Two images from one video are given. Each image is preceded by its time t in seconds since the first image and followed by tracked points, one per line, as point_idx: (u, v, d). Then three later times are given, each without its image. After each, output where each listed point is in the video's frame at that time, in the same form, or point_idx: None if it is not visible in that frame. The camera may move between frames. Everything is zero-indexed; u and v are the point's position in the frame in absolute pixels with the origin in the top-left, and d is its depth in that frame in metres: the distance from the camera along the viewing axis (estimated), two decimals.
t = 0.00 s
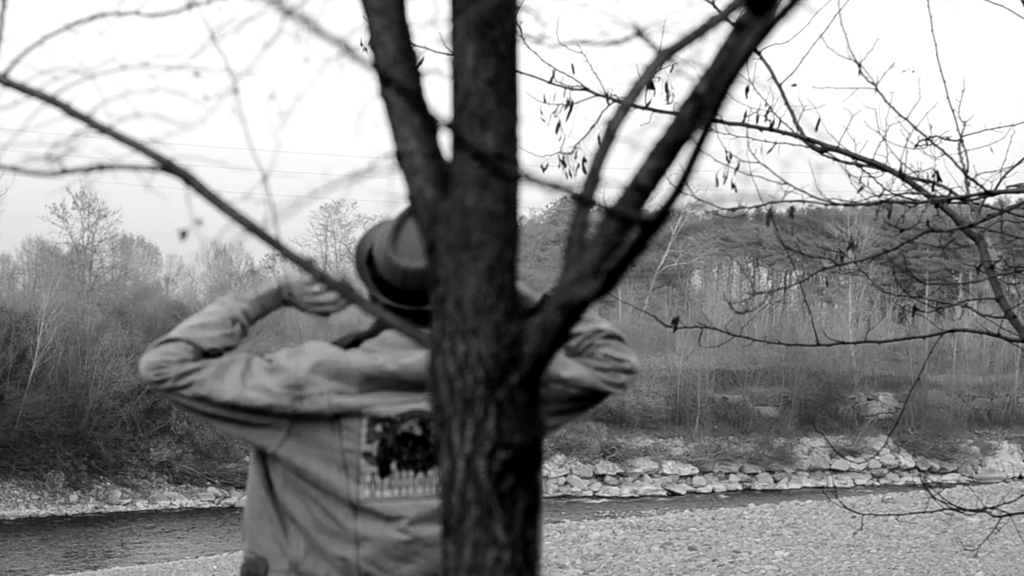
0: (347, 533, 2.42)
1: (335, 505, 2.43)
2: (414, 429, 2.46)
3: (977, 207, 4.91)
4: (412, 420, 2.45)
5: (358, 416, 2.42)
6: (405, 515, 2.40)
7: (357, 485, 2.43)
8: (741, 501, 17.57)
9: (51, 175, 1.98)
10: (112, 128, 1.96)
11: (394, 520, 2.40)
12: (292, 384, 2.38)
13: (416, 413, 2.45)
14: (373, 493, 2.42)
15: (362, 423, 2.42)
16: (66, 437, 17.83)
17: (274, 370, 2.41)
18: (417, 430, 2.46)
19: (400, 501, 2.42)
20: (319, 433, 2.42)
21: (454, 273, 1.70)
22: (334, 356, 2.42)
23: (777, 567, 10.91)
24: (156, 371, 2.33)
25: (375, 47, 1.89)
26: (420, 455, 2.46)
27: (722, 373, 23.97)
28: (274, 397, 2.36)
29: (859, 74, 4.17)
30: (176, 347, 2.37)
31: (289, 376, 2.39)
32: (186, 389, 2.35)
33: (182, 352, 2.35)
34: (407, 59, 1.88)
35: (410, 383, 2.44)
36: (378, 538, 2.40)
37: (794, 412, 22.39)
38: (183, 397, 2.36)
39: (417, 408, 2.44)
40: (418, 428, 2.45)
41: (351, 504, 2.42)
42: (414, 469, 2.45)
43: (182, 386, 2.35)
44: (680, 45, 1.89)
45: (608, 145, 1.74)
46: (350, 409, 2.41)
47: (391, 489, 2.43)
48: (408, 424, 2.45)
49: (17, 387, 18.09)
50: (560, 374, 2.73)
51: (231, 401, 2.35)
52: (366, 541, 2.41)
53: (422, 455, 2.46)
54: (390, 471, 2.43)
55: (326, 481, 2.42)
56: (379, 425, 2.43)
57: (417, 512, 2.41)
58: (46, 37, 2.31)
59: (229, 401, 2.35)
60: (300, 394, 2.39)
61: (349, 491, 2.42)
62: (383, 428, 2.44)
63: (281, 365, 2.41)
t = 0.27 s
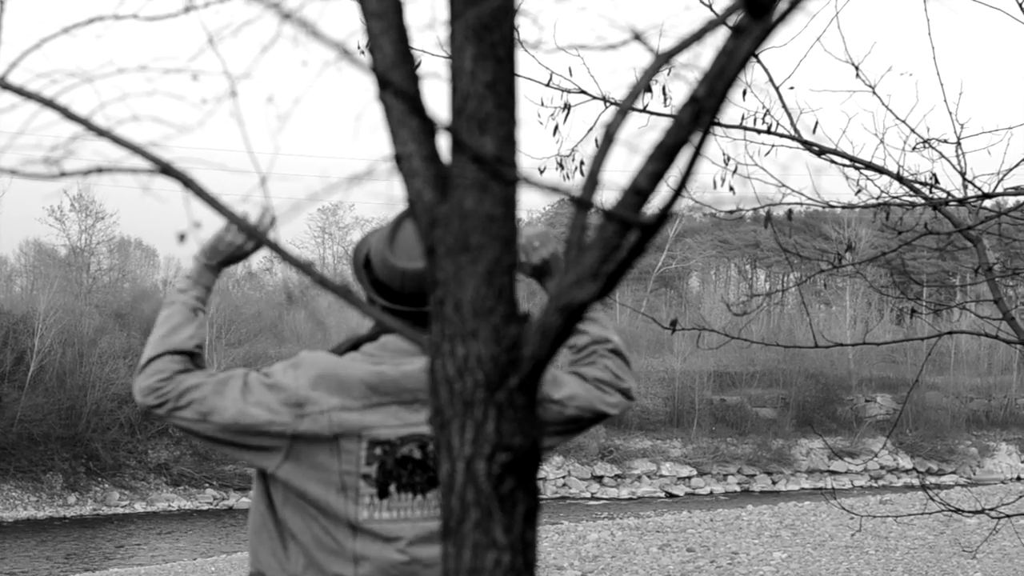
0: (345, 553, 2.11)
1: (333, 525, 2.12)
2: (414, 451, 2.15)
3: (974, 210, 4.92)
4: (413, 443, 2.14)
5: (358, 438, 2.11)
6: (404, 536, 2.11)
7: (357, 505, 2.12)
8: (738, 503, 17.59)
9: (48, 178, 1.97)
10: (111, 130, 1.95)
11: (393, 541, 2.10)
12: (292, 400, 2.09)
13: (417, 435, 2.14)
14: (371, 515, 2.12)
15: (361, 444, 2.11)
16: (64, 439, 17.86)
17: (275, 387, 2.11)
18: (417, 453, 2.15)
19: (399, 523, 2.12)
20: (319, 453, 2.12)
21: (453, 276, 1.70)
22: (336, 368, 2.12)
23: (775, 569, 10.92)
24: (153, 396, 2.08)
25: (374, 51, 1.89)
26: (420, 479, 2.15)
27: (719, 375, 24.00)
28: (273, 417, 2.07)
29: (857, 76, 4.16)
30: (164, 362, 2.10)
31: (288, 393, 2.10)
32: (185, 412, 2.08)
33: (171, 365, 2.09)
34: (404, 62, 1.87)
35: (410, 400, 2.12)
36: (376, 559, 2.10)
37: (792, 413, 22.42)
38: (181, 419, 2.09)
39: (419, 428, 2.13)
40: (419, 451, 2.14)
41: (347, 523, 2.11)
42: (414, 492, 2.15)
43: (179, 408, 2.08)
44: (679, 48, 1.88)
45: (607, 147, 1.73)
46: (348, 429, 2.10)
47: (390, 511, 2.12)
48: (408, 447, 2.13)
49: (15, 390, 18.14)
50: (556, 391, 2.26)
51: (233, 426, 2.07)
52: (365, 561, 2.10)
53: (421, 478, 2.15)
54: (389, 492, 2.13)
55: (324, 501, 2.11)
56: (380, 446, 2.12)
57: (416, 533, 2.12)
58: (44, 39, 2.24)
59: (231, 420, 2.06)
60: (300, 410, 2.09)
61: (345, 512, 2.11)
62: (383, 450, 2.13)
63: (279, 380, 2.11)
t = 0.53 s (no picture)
0: (338, 558, 2.12)
1: (326, 529, 2.13)
2: (409, 458, 2.14)
3: (969, 214, 4.93)
4: (407, 450, 2.13)
5: (352, 445, 2.09)
6: (397, 543, 2.10)
7: (349, 511, 2.12)
8: (731, 510, 17.61)
9: (46, 184, 1.97)
10: (107, 136, 1.94)
11: (386, 547, 2.10)
12: (287, 406, 2.06)
13: (411, 442, 2.13)
14: (365, 521, 2.11)
15: (354, 452, 2.09)
16: (57, 446, 17.75)
17: (270, 392, 2.07)
18: (412, 460, 2.14)
19: (392, 529, 2.11)
20: (312, 459, 2.10)
21: (450, 283, 1.70)
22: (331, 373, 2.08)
23: None
24: (148, 404, 2.04)
25: (371, 56, 1.88)
26: (414, 486, 2.14)
27: (713, 382, 23.99)
28: (268, 424, 2.04)
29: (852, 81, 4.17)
30: (155, 366, 2.08)
31: (283, 399, 2.06)
32: (183, 418, 2.05)
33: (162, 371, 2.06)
34: (403, 68, 1.87)
35: (404, 406, 2.10)
36: (368, 564, 2.11)
37: (785, 420, 22.41)
38: (178, 425, 2.05)
39: (413, 436, 2.12)
40: (412, 458, 2.14)
41: (340, 528, 2.12)
42: (408, 499, 2.14)
43: (176, 414, 2.04)
44: (677, 53, 1.89)
45: (605, 154, 1.73)
46: (341, 436, 2.08)
47: (383, 517, 2.12)
48: (402, 455, 2.13)
49: (8, 397, 18.11)
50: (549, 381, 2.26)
51: (230, 434, 2.03)
52: (357, 567, 2.11)
53: (415, 485, 2.14)
54: (382, 499, 2.12)
55: (318, 507, 2.12)
56: (373, 454, 2.11)
57: (409, 539, 2.11)
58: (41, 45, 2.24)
59: (226, 425, 2.02)
60: (295, 416, 2.06)
61: (337, 517, 2.11)
62: (377, 457, 2.11)
63: (274, 386, 2.07)
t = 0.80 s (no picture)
0: (322, 566, 2.12)
1: (310, 537, 2.12)
2: (392, 466, 2.15)
3: (951, 229, 4.98)
4: (390, 458, 2.13)
5: (335, 452, 2.09)
6: (380, 549, 2.12)
7: (333, 519, 2.12)
8: (714, 522, 17.67)
9: (31, 201, 1.97)
10: (92, 155, 1.95)
11: (370, 554, 2.12)
12: (269, 418, 2.04)
13: (394, 450, 2.13)
14: (348, 529, 2.12)
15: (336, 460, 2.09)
16: (39, 459, 17.68)
17: (252, 401, 2.05)
18: (395, 468, 2.16)
19: (376, 537, 2.13)
20: (296, 469, 2.09)
21: (435, 301, 1.71)
22: (313, 381, 2.07)
23: None
24: (132, 422, 2.03)
25: (355, 73, 1.86)
26: (397, 493, 2.18)
27: (696, 395, 24.02)
28: (251, 436, 2.03)
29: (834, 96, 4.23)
30: (134, 380, 2.07)
31: (265, 410, 2.04)
32: (168, 433, 2.04)
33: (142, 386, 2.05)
34: (388, 86, 1.85)
35: (388, 415, 2.11)
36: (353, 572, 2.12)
37: (768, 432, 22.46)
38: (164, 440, 2.04)
39: (396, 444, 2.13)
40: (396, 466, 2.15)
41: (324, 536, 2.11)
42: (391, 507, 2.17)
43: (162, 429, 2.04)
44: (661, 73, 1.92)
45: (588, 172, 1.76)
46: (324, 445, 2.08)
47: (367, 525, 2.14)
48: (385, 462, 2.13)
49: None
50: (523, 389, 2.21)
51: (216, 447, 2.02)
52: None
53: (399, 492, 2.18)
54: (366, 508, 2.13)
55: (302, 515, 2.11)
56: (357, 462, 2.12)
57: (392, 546, 2.14)
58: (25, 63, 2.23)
59: (209, 437, 2.02)
60: (278, 427, 2.05)
61: (320, 525, 2.11)
62: (360, 466, 2.12)
63: (256, 397, 2.05)
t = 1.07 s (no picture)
0: None
1: (297, 562, 2.08)
2: (376, 484, 2.12)
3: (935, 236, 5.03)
4: (374, 475, 2.11)
5: (319, 469, 2.05)
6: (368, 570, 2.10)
7: (319, 541, 2.09)
8: (698, 527, 17.72)
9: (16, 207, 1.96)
10: (77, 160, 1.95)
11: None
12: (253, 442, 2.02)
13: (377, 467, 2.11)
14: (335, 550, 2.10)
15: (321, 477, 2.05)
16: (23, 463, 17.50)
17: (236, 424, 2.03)
18: (379, 485, 2.12)
19: (362, 558, 2.12)
20: (285, 489, 2.06)
21: (420, 308, 1.72)
22: (297, 399, 2.07)
23: None
24: (115, 483, 2.01)
25: (342, 80, 1.84)
26: (382, 512, 2.14)
27: (679, 401, 23.99)
28: (237, 464, 2.01)
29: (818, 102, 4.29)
30: (111, 441, 2.05)
31: (248, 435, 2.02)
32: (155, 485, 2.03)
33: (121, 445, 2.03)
34: (373, 93, 1.82)
35: (373, 430, 2.10)
36: None
37: (752, 438, 22.47)
38: (152, 494, 2.03)
39: (381, 460, 2.11)
40: (380, 482, 2.12)
41: (311, 560, 2.07)
42: (376, 526, 2.14)
43: (148, 483, 2.03)
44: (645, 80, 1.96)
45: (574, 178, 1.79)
46: (310, 462, 2.05)
47: (353, 546, 2.11)
48: (369, 479, 2.10)
49: None
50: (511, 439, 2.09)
51: (203, 479, 2.00)
52: None
53: (383, 511, 2.14)
54: (351, 527, 2.11)
55: (289, 539, 2.07)
56: (341, 479, 2.07)
57: (381, 568, 2.12)
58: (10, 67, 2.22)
59: (196, 476, 2.00)
60: (264, 451, 2.03)
61: (307, 548, 2.07)
62: (345, 483, 2.08)
63: (236, 422, 2.03)
